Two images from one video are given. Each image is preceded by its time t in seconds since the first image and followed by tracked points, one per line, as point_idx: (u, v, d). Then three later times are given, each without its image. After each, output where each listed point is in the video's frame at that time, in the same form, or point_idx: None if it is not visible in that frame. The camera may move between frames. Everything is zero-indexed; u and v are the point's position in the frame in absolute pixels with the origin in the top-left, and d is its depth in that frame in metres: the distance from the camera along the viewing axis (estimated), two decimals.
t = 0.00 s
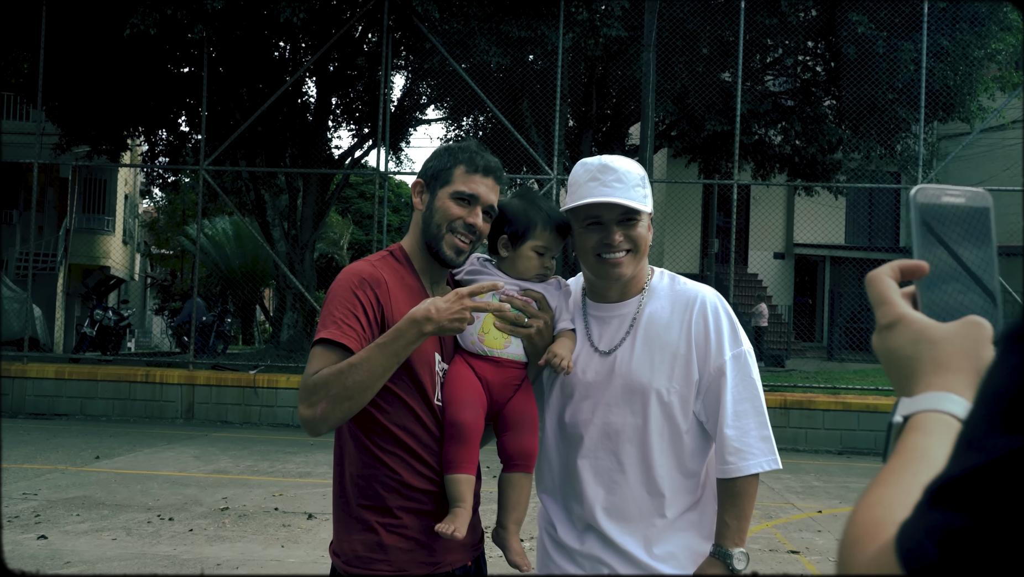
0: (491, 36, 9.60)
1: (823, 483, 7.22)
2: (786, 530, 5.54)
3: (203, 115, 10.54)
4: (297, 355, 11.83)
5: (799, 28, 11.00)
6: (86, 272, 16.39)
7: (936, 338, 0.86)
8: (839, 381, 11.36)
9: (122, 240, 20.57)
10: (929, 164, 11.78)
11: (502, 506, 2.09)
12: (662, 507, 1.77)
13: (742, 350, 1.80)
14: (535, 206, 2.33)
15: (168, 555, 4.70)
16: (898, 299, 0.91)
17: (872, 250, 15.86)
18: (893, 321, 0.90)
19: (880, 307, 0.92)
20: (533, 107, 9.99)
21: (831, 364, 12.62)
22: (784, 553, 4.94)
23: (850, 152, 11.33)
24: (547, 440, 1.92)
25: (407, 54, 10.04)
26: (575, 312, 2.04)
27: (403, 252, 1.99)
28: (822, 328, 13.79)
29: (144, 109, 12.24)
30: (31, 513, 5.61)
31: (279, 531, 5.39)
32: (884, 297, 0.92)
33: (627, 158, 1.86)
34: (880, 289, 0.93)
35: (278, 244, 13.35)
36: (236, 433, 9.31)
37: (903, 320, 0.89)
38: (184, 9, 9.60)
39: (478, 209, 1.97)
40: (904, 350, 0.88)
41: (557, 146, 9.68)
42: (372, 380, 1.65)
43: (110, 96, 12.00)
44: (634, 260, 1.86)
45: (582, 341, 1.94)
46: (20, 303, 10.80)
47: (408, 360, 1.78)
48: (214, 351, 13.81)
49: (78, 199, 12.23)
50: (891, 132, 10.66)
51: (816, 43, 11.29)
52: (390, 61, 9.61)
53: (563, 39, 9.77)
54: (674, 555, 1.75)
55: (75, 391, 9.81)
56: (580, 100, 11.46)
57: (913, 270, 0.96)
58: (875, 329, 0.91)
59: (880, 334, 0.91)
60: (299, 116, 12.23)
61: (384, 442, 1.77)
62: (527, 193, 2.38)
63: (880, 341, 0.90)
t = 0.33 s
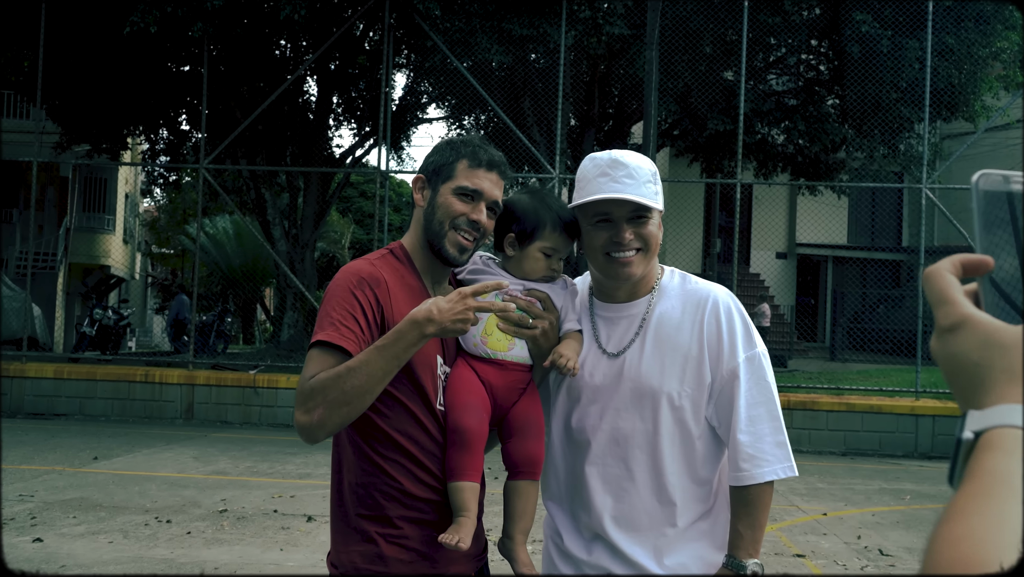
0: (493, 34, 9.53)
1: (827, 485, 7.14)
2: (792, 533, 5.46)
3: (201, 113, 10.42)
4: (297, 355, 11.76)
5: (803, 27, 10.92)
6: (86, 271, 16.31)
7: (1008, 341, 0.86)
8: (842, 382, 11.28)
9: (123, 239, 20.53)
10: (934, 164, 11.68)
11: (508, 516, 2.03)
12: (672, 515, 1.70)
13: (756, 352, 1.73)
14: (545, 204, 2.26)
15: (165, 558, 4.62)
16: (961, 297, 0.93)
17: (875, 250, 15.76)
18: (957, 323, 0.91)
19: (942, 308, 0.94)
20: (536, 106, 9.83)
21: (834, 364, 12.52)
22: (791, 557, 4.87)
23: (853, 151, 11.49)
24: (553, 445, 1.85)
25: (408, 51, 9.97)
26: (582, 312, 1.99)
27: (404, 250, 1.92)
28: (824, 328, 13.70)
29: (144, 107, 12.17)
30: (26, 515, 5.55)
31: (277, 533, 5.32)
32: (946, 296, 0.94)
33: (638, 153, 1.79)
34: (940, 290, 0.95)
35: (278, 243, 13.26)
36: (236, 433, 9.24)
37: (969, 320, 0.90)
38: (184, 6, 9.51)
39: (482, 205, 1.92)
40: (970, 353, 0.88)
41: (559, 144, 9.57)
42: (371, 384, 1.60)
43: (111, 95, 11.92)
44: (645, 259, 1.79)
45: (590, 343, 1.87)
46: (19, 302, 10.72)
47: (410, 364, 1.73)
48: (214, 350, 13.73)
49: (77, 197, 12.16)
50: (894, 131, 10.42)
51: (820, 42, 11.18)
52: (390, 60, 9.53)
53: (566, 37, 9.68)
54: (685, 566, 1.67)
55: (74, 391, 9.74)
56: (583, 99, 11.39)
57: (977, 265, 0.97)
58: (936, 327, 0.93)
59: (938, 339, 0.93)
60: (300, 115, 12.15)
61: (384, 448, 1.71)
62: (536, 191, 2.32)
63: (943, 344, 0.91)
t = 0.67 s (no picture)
0: (492, 34, 9.49)
1: (827, 487, 7.10)
2: (793, 536, 5.43)
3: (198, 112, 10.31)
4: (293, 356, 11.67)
5: (803, 27, 10.84)
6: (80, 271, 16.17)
7: None
8: (841, 383, 11.23)
9: (120, 239, 20.44)
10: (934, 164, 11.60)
11: (505, 527, 1.98)
12: (677, 527, 1.64)
13: (764, 357, 1.68)
14: (546, 207, 2.21)
15: (157, 563, 4.55)
16: (1015, 310, 1.22)
17: (873, 249, 15.72)
18: (1008, 339, 1.19)
19: (997, 321, 1.22)
20: (534, 105, 9.76)
21: (834, 365, 12.44)
22: (791, 560, 4.82)
23: (853, 152, 11.43)
24: (555, 454, 1.80)
25: (407, 51, 9.87)
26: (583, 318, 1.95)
27: (400, 253, 1.87)
28: (823, 329, 13.65)
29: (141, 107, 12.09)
30: (19, 518, 5.49)
31: (273, 537, 5.26)
32: (1001, 309, 1.23)
33: (643, 152, 1.74)
34: (993, 303, 1.24)
35: (275, 243, 13.16)
36: (231, 435, 9.17)
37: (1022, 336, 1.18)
38: (180, 5, 9.40)
39: (481, 206, 1.86)
40: (1018, 370, 1.15)
41: (558, 144, 9.49)
42: (367, 393, 1.56)
43: (108, 94, 11.83)
44: (649, 263, 1.74)
45: (592, 349, 1.82)
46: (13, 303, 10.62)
47: (406, 371, 1.69)
48: (211, 351, 13.67)
49: (74, 197, 12.11)
50: (894, 132, 10.44)
51: (820, 42, 11.12)
52: (389, 60, 9.45)
53: (565, 36, 9.61)
54: None
55: (69, 392, 9.67)
56: (582, 99, 11.30)
57: (1023, 273, 1.27)
58: (990, 340, 1.22)
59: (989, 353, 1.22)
60: (297, 115, 12.06)
61: (380, 459, 1.67)
62: (538, 193, 2.27)
63: (999, 357, 1.20)
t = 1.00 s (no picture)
0: (488, 33, 9.47)
1: (825, 489, 7.06)
2: (791, 538, 5.39)
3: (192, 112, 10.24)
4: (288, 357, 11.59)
5: (801, 27, 10.79)
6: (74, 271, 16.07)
7: None
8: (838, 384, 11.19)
9: (115, 239, 20.34)
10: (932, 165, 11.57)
11: (504, 537, 1.94)
12: (680, 537, 1.60)
13: (769, 362, 1.64)
14: (545, 207, 2.17)
15: (149, 567, 4.50)
16: None
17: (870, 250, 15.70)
18: None
19: None
20: (531, 105, 9.57)
21: (831, 366, 12.40)
22: (790, 564, 4.78)
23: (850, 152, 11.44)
24: (554, 461, 1.76)
25: (403, 50, 9.79)
26: (582, 322, 1.91)
27: (396, 254, 1.82)
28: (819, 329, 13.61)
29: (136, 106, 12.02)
30: (10, 521, 5.43)
31: (267, 541, 5.21)
32: None
33: (644, 152, 1.70)
34: None
35: (271, 243, 13.09)
36: (226, 436, 9.11)
37: None
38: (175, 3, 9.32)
39: (479, 207, 1.82)
40: None
41: (554, 144, 9.45)
42: (360, 399, 1.51)
43: (103, 93, 11.76)
44: (651, 265, 1.70)
45: (592, 353, 1.78)
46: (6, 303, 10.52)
47: (401, 377, 1.64)
48: (205, 351, 13.58)
49: (68, 197, 12.01)
50: (891, 132, 10.45)
51: (817, 43, 11.06)
52: (386, 60, 9.40)
53: (562, 36, 9.54)
54: None
55: (63, 393, 9.59)
56: (579, 99, 11.23)
57: None
58: None
59: None
60: (293, 115, 12.00)
61: (374, 467, 1.63)
62: (536, 194, 2.23)
63: None
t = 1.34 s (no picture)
0: (480, 33, 9.39)
1: (816, 490, 7.05)
2: (782, 540, 5.37)
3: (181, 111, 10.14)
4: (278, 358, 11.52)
5: (793, 28, 10.77)
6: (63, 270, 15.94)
7: None
8: (829, 385, 11.19)
9: (104, 239, 20.20)
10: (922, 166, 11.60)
11: (495, 542, 1.91)
12: (673, 541, 1.57)
13: (764, 362, 1.61)
14: (538, 207, 2.15)
15: (135, 570, 4.44)
16: None
17: (860, 251, 15.75)
18: None
19: None
20: (523, 106, 9.72)
21: (821, 367, 12.41)
22: (781, 565, 4.77)
23: (840, 154, 11.48)
24: (546, 463, 1.73)
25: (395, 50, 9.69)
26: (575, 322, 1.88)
27: (385, 253, 1.79)
28: (810, 331, 13.62)
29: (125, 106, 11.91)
30: None
31: (256, 543, 5.15)
32: None
33: (638, 149, 1.67)
34: None
35: (261, 244, 13.01)
36: (215, 438, 9.04)
37: None
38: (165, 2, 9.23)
39: (470, 205, 1.79)
40: None
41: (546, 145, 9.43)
42: (347, 399, 1.48)
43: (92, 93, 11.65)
44: (645, 264, 1.67)
45: (585, 354, 1.75)
46: None
47: (388, 378, 1.61)
48: (194, 352, 13.48)
49: (57, 197, 11.89)
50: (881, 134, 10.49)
51: (809, 44, 10.99)
52: (376, 60, 9.37)
53: (554, 36, 9.50)
54: None
55: (49, 395, 9.49)
56: (570, 100, 11.19)
57: None
58: None
59: None
60: (283, 115, 11.93)
61: (362, 468, 1.60)
62: (528, 192, 2.20)
63: None
